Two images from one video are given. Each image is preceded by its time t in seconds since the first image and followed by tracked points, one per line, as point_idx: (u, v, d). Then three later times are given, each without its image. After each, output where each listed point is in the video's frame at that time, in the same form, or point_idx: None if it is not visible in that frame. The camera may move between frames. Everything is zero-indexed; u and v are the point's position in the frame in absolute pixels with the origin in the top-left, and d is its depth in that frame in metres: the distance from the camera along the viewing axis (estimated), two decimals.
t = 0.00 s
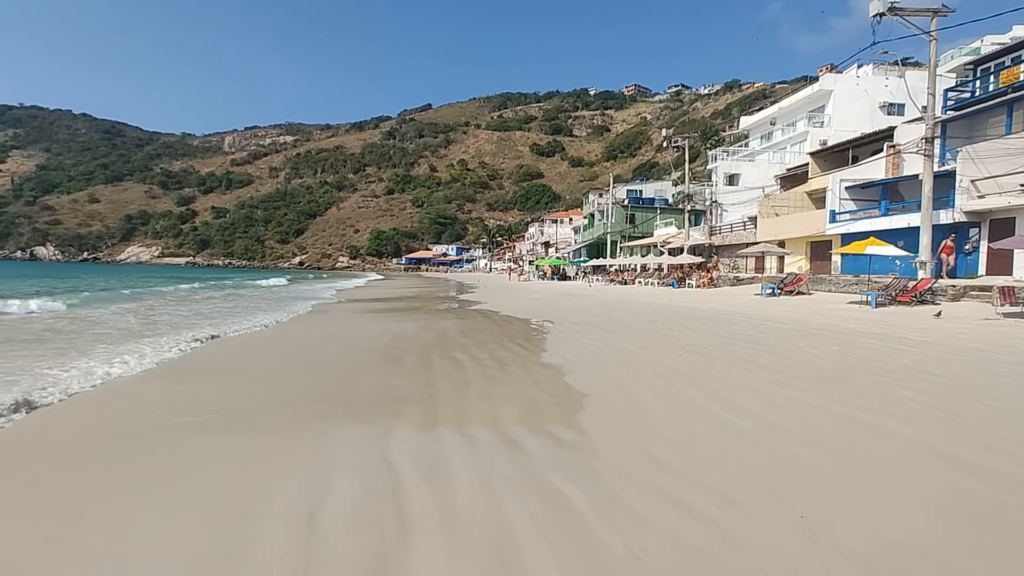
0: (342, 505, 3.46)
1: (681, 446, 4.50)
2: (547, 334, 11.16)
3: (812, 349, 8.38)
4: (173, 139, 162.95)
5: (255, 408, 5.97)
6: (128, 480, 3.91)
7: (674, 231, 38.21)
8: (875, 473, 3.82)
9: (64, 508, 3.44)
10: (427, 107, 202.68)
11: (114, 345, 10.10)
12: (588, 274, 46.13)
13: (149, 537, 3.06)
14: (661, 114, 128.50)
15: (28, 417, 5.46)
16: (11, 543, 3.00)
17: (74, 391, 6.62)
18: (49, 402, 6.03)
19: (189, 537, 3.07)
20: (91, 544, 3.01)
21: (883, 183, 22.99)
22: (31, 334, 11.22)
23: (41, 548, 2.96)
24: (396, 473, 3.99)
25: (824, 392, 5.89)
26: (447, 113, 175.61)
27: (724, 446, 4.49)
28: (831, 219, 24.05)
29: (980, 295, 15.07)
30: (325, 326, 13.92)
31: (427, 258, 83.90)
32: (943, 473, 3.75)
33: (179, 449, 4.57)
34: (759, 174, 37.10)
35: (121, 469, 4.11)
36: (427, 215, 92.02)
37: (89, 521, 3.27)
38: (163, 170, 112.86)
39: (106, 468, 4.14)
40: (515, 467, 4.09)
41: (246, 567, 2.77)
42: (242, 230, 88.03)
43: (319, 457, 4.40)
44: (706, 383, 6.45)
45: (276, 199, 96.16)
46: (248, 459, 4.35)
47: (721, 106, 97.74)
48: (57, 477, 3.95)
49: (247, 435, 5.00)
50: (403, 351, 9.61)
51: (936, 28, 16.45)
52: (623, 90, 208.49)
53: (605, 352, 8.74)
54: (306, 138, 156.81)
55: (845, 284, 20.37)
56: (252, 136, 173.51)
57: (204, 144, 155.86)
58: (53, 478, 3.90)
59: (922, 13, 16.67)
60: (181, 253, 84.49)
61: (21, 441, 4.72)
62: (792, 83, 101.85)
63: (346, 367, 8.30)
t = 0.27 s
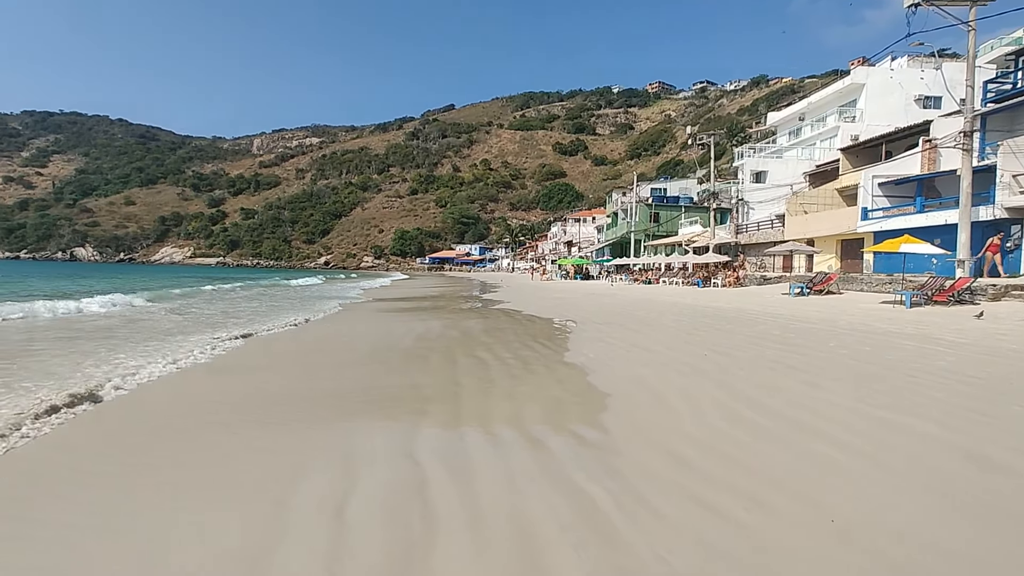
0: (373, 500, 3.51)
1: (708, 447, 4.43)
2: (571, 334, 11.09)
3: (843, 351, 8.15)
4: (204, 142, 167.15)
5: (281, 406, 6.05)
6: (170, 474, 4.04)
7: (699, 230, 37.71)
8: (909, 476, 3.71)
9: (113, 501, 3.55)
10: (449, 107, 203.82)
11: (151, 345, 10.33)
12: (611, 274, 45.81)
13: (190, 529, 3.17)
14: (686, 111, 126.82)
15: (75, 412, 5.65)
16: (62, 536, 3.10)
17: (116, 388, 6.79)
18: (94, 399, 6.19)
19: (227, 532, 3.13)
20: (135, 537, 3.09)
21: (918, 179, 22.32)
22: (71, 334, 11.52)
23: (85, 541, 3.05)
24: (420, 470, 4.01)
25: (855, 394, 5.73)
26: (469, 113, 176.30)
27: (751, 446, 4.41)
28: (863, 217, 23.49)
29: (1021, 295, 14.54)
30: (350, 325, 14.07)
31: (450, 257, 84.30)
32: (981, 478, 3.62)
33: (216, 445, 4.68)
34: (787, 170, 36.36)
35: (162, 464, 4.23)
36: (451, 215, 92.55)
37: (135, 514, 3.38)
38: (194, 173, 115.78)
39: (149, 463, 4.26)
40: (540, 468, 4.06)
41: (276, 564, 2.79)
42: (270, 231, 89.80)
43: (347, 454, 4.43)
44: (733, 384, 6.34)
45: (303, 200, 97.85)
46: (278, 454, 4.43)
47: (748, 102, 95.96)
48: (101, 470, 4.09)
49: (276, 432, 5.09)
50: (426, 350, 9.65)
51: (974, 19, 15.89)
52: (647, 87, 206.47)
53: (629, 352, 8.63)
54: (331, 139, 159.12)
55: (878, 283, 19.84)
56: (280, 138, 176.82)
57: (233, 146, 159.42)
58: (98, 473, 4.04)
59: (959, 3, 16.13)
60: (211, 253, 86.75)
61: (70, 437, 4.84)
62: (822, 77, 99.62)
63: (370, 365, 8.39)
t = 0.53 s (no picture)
0: (396, 498, 3.52)
1: (734, 449, 4.35)
2: (594, 333, 11.00)
3: (873, 352, 7.93)
4: (233, 144, 170.78)
5: (305, 403, 6.13)
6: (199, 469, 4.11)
7: (724, 228, 37.11)
8: (943, 480, 3.59)
9: (144, 496, 3.64)
10: (471, 107, 204.37)
11: (183, 344, 10.52)
12: (634, 273, 45.41)
13: (218, 523, 3.22)
14: (710, 108, 124.93)
15: (110, 408, 5.80)
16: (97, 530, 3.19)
17: (151, 386, 6.91)
18: (130, 396, 6.34)
19: (254, 526, 3.19)
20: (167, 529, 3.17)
21: (956, 175, 21.62)
22: (106, 333, 11.77)
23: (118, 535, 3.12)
24: (443, 468, 4.02)
25: (887, 397, 5.56)
26: (491, 113, 176.67)
27: (777, 448, 4.32)
28: (895, 214, 22.75)
29: None
30: (374, 324, 14.19)
31: (472, 256, 84.47)
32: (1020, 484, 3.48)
33: (243, 441, 4.76)
34: (815, 167, 35.60)
35: (191, 460, 4.32)
36: (473, 215, 92.86)
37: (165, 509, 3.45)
38: (223, 174, 118.33)
39: (180, 458, 4.36)
40: (562, 467, 4.03)
41: (301, 559, 2.82)
42: (295, 231, 91.26)
43: (371, 451, 4.47)
44: (759, 385, 6.22)
45: (327, 201, 99.26)
46: (303, 452, 4.48)
47: (774, 98, 94.11)
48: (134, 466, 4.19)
49: (301, 428, 5.16)
50: (448, 349, 9.68)
51: (1015, 8, 15.30)
52: (670, 84, 204.04)
53: (653, 352, 8.53)
54: (355, 141, 161.03)
55: (911, 283, 19.33)
56: (305, 139, 179.56)
57: (260, 149, 162.48)
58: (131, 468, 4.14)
59: None
60: (240, 253, 88.71)
61: (106, 432, 4.96)
62: (852, 71, 97.23)
63: (393, 363, 8.44)
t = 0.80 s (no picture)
0: (422, 494, 3.56)
1: (761, 449, 4.29)
2: (618, 333, 10.93)
3: (907, 352, 7.71)
4: (261, 147, 174.27)
5: (332, 402, 6.23)
6: (231, 465, 4.22)
7: (751, 226, 36.50)
8: (980, 484, 3.48)
9: (178, 492, 3.74)
10: (494, 107, 204.66)
11: (216, 344, 10.74)
12: (658, 272, 44.96)
13: (250, 518, 3.31)
14: (736, 104, 122.76)
15: (148, 405, 5.98)
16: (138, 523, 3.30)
17: (188, 384, 7.05)
18: (168, 394, 6.52)
19: (283, 522, 3.26)
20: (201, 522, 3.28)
21: (994, 170, 20.90)
22: (143, 333, 12.07)
23: (154, 528, 3.23)
24: (469, 465, 4.06)
25: (921, 398, 5.41)
26: (514, 113, 176.77)
27: (804, 449, 4.27)
28: (932, 210, 22.08)
29: None
30: (398, 323, 14.34)
31: (495, 256, 84.55)
32: None
33: (273, 438, 4.88)
34: (846, 163, 34.80)
35: (223, 456, 4.43)
36: (496, 215, 93.04)
37: (198, 503, 3.56)
38: (252, 177, 120.86)
39: (213, 454, 4.48)
40: (586, 467, 4.03)
41: (329, 555, 2.87)
42: (321, 231, 92.75)
43: (397, 448, 4.52)
44: (788, 385, 6.10)
45: (352, 202, 100.69)
46: (330, 449, 4.56)
47: (803, 93, 92.01)
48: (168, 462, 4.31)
49: (327, 426, 5.23)
50: (472, 348, 9.73)
51: None
52: (696, 81, 201.40)
53: (678, 351, 8.44)
54: (380, 142, 162.83)
55: (948, 282, 18.86)
56: (331, 141, 182.23)
57: (287, 151, 165.58)
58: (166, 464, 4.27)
59: None
60: (268, 254, 90.72)
61: (145, 428, 5.14)
62: (885, 64, 94.50)
63: (417, 362, 8.54)
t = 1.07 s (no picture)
0: (446, 493, 3.58)
1: (790, 452, 4.21)
2: (641, 332, 10.84)
3: (941, 353, 7.49)
4: (287, 149, 177.42)
5: (358, 400, 6.31)
6: (260, 462, 4.30)
7: (777, 224, 35.82)
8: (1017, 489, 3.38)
9: (209, 487, 3.83)
10: (515, 106, 204.74)
11: (246, 342, 10.91)
12: (682, 271, 44.51)
13: (278, 514, 3.38)
14: (762, 100, 120.52)
15: (180, 402, 6.11)
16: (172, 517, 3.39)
17: (218, 381, 7.18)
18: (199, 391, 6.65)
19: (310, 519, 3.31)
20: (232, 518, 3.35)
21: None
22: (177, 332, 12.32)
23: (187, 522, 3.31)
24: (493, 464, 4.08)
25: (955, 398, 5.27)
26: (536, 112, 176.66)
27: (835, 451, 4.18)
28: (969, 206, 21.47)
29: None
30: (421, 322, 14.46)
31: (516, 255, 84.49)
32: None
33: (300, 436, 4.96)
34: (878, 158, 33.95)
35: (252, 453, 4.52)
36: (517, 214, 93.10)
37: (229, 498, 3.64)
38: (278, 178, 123.16)
39: (241, 451, 4.56)
40: (610, 468, 4.00)
41: (357, 553, 2.91)
42: (345, 232, 94.10)
43: (422, 446, 4.57)
44: (815, 386, 5.98)
45: (375, 202, 101.93)
46: (357, 447, 4.61)
47: (831, 87, 89.89)
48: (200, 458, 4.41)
49: (353, 425, 5.29)
50: (495, 347, 9.75)
51: None
52: (720, 76, 198.49)
53: (703, 351, 8.33)
54: (402, 143, 164.31)
55: (986, 281, 18.50)
56: (354, 142, 184.61)
57: (312, 152, 168.22)
58: (198, 460, 4.37)
59: None
60: (293, 254, 92.42)
61: (179, 425, 5.25)
62: (918, 56, 91.84)
63: (441, 361, 8.58)
